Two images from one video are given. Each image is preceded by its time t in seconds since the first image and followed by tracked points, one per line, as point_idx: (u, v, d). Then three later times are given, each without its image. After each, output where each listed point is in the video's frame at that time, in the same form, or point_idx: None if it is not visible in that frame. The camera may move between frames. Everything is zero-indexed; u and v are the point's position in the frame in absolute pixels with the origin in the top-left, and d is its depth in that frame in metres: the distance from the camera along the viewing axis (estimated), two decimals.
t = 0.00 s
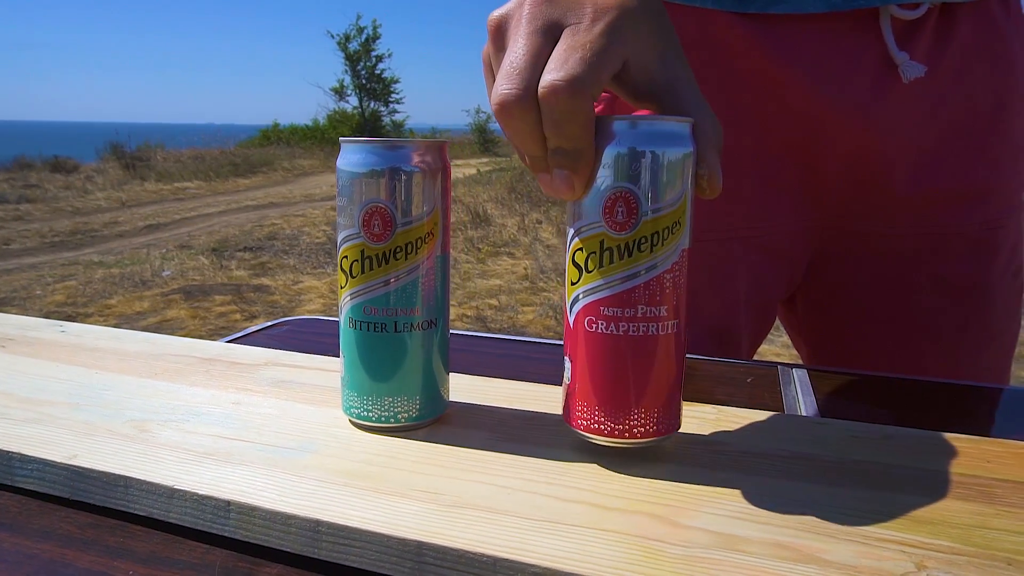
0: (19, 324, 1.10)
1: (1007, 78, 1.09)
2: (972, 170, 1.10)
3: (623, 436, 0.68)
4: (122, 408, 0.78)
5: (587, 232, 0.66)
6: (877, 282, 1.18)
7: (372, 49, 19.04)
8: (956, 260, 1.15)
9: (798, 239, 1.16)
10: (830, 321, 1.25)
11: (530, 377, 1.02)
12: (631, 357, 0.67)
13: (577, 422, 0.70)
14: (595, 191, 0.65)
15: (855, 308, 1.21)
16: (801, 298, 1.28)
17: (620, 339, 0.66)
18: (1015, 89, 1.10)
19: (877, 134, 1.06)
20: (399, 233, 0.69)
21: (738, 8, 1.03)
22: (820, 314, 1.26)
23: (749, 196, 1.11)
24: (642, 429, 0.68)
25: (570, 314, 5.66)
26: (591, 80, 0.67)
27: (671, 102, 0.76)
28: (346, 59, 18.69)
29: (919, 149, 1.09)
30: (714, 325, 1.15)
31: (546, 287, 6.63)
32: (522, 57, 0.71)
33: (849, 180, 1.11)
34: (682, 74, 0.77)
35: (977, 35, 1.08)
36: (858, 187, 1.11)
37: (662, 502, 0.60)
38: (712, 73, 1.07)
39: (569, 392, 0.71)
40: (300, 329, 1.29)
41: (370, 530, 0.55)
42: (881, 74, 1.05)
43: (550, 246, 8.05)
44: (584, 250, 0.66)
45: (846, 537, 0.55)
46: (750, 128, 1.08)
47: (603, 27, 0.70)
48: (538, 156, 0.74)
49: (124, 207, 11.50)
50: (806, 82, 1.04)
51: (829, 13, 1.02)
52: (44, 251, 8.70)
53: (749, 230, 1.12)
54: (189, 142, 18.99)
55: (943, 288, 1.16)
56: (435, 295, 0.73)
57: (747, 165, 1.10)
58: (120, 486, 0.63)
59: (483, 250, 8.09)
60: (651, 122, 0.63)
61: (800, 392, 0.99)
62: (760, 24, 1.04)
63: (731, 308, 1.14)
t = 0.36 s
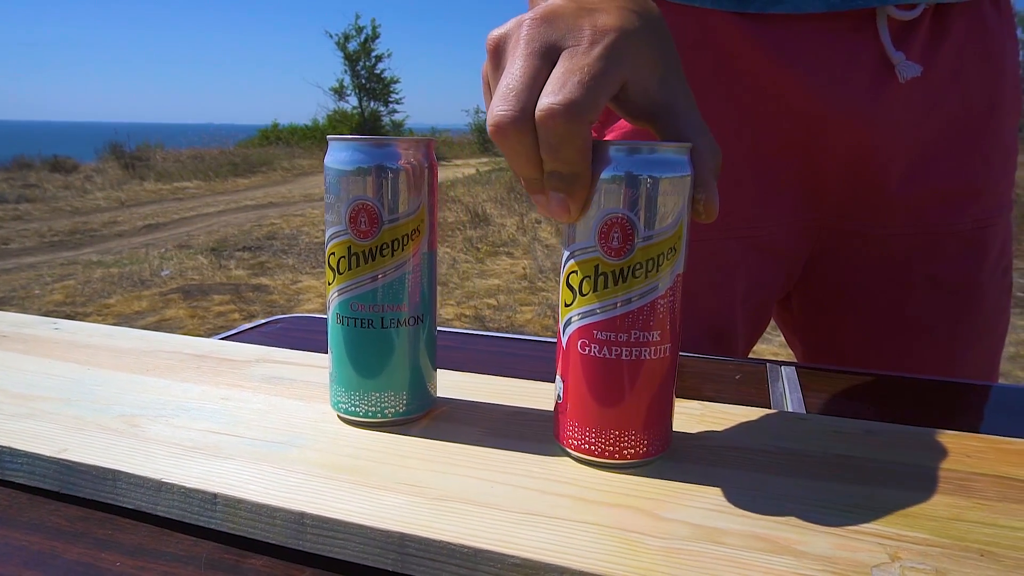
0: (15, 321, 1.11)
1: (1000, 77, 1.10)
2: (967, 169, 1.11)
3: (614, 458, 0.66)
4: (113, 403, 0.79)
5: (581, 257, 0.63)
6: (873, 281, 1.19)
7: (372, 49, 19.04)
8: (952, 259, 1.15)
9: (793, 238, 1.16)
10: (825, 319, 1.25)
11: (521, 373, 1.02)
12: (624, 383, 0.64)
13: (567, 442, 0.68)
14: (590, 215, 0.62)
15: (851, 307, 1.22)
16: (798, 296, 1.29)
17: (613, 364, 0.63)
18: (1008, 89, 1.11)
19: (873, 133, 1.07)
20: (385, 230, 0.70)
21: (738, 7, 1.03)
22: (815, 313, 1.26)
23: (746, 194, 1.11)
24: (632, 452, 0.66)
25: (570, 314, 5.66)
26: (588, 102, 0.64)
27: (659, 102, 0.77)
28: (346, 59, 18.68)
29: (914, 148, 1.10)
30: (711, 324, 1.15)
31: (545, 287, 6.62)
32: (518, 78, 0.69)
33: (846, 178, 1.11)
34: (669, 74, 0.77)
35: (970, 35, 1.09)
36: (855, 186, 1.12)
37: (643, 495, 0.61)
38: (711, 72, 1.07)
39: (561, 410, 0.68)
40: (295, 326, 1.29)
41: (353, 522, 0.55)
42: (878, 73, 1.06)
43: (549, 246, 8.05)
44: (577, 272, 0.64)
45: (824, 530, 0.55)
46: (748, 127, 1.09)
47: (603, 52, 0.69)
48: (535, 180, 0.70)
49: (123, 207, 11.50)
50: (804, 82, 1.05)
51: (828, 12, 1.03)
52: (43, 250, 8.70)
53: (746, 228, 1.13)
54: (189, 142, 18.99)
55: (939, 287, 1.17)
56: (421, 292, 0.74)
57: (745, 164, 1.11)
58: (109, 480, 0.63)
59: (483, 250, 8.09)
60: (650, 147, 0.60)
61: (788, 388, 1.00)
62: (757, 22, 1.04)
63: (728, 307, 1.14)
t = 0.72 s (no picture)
0: (13, 318, 1.12)
1: (989, 78, 1.11)
2: (958, 170, 1.13)
3: (599, 450, 0.67)
4: (108, 397, 0.80)
5: (564, 253, 0.65)
6: (865, 280, 1.20)
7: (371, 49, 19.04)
8: (943, 258, 1.17)
9: (786, 236, 1.17)
10: (817, 315, 1.27)
11: (513, 369, 1.03)
12: (608, 376, 0.65)
13: (554, 435, 0.69)
14: (571, 211, 0.63)
15: (843, 305, 1.23)
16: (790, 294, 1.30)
17: (598, 357, 0.65)
18: (996, 89, 1.13)
19: (867, 134, 1.07)
20: (375, 227, 0.71)
21: (732, 7, 1.02)
22: (807, 308, 1.28)
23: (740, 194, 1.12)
24: (617, 445, 0.67)
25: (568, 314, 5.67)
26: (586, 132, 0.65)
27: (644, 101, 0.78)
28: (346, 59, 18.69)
29: (905, 150, 1.11)
30: (704, 321, 1.17)
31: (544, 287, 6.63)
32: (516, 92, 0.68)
33: (839, 178, 1.12)
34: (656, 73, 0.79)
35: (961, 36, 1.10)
36: (848, 186, 1.12)
37: (628, 486, 0.62)
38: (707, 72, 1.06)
39: (547, 404, 0.70)
40: (291, 323, 1.30)
41: (342, 512, 0.56)
42: (871, 74, 1.06)
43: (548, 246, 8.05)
44: (561, 268, 0.65)
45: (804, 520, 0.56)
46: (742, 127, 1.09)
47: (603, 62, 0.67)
48: (483, 140, 0.74)
49: (123, 207, 11.51)
50: (799, 84, 1.04)
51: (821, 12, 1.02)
52: (43, 250, 8.71)
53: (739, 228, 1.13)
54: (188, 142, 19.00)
55: (930, 285, 1.19)
56: (412, 289, 0.75)
57: (739, 164, 1.11)
58: (103, 471, 0.64)
59: (482, 250, 8.10)
60: (630, 145, 0.62)
61: (777, 384, 1.01)
62: (753, 22, 1.03)
63: (720, 304, 1.16)
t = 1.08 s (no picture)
0: (13, 319, 1.14)
1: (968, 81, 1.09)
2: (936, 172, 1.12)
3: (581, 446, 0.69)
4: (105, 397, 0.82)
5: (547, 255, 0.66)
6: (844, 279, 1.22)
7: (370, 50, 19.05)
8: (923, 261, 1.16)
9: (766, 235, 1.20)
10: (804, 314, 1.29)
11: (503, 368, 1.05)
12: (590, 374, 0.67)
13: (538, 433, 0.71)
14: (553, 214, 0.65)
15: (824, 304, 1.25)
16: (778, 293, 1.33)
17: (580, 356, 0.67)
18: (977, 91, 1.11)
19: (836, 133, 1.10)
20: (363, 230, 0.73)
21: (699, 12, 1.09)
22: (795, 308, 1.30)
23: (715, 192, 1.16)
24: (599, 442, 0.69)
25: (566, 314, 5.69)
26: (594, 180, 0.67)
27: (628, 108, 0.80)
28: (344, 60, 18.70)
29: (880, 151, 1.11)
30: (683, 317, 1.19)
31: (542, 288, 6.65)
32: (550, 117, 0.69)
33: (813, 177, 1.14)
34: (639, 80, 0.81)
35: (939, 39, 1.09)
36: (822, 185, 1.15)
37: (608, 481, 0.64)
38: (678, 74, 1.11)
39: (532, 402, 0.71)
40: (287, 324, 1.32)
41: (330, 506, 0.58)
42: (840, 75, 1.08)
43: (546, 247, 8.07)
44: (543, 270, 0.67)
45: (777, 513, 0.58)
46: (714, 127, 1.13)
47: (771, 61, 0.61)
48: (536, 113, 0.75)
49: (122, 209, 11.53)
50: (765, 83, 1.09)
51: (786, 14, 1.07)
52: (42, 251, 8.73)
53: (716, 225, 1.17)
54: (187, 143, 19.00)
55: (911, 287, 1.18)
56: (401, 290, 0.77)
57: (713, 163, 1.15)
58: (99, 468, 0.66)
59: (480, 251, 8.11)
60: (611, 151, 0.64)
61: (762, 382, 1.03)
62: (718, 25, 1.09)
63: (698, 300, 1.19)
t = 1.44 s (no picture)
0: None
1: (927, 77, 1.09)
2: (897, 168, 1.10)
3: (502, 433, 0.69)
4: (40, 387, 0.82)
5: (465, 242, 0.67)
6: (808, 279, 1.19)
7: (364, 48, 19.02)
8: (884, 259, 1.15)
9: (729, 232, 1.18)
10: (771, 315, 1.26)
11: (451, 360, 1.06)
12: (509, 361, 0.67)
13: (460, 420, 0.71)
14: (469, 202, 0.65)
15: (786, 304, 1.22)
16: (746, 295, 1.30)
17: (498, 342, 0.67)
18: (939, 88, 1.10)
19: (797, 128, 1.08)
20: (289, 219, 0.73)
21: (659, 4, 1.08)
22: (763, 310, 1.27)
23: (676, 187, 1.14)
24: (520, 428, 0.69)
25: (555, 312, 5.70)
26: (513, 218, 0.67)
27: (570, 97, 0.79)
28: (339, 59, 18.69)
29: (840, 147, 1.10)
30: (643, 313, 1.17)
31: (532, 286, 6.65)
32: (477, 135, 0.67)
33: (775, 173, 1.13)
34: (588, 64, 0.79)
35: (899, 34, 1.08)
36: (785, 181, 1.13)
37: (523, 466, 0.64)
38: (637, 67, 1.11)
39: (455, 390, 0.72)
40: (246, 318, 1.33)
41: (240, 491, 0.59)
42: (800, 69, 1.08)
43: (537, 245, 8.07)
44: (462, 257, 0.67)
45: (683, 497, 0.59)
46: (674, 121, 1.12)
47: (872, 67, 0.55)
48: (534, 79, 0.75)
49: (115, 208, 11.52)
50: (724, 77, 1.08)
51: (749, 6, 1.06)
52: (33, 250, 8.71)
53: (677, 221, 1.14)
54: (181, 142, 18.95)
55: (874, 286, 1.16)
56: (330, 280, 0.77)
57: (674, 157, 1.14)
58: (20, 455, 0.67)
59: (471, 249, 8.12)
60: (528, 138, 0.64)
61: (707, 371, 1.03)
62: (678, 18, 1.09)
63: (659, 295, 1.16)
